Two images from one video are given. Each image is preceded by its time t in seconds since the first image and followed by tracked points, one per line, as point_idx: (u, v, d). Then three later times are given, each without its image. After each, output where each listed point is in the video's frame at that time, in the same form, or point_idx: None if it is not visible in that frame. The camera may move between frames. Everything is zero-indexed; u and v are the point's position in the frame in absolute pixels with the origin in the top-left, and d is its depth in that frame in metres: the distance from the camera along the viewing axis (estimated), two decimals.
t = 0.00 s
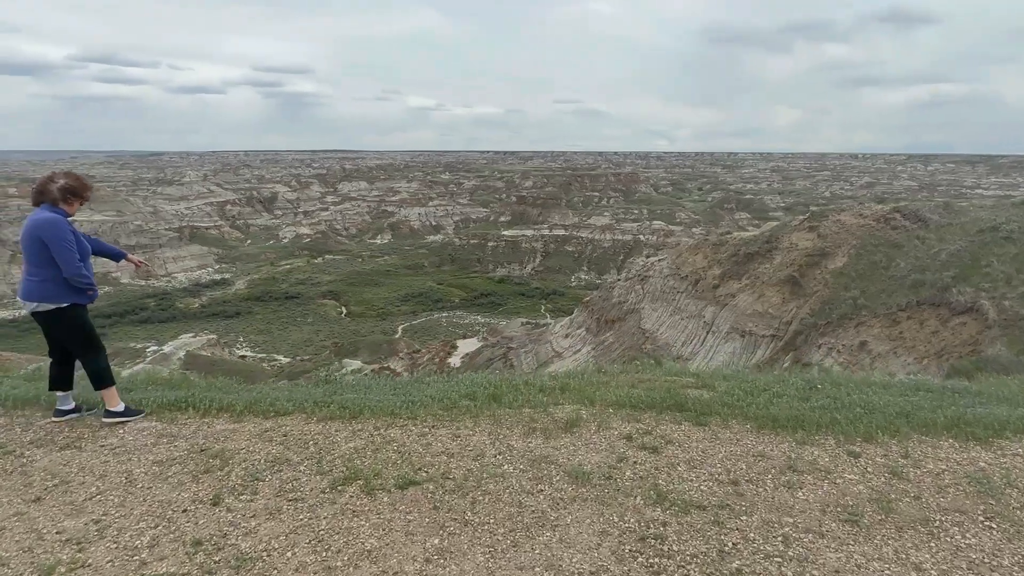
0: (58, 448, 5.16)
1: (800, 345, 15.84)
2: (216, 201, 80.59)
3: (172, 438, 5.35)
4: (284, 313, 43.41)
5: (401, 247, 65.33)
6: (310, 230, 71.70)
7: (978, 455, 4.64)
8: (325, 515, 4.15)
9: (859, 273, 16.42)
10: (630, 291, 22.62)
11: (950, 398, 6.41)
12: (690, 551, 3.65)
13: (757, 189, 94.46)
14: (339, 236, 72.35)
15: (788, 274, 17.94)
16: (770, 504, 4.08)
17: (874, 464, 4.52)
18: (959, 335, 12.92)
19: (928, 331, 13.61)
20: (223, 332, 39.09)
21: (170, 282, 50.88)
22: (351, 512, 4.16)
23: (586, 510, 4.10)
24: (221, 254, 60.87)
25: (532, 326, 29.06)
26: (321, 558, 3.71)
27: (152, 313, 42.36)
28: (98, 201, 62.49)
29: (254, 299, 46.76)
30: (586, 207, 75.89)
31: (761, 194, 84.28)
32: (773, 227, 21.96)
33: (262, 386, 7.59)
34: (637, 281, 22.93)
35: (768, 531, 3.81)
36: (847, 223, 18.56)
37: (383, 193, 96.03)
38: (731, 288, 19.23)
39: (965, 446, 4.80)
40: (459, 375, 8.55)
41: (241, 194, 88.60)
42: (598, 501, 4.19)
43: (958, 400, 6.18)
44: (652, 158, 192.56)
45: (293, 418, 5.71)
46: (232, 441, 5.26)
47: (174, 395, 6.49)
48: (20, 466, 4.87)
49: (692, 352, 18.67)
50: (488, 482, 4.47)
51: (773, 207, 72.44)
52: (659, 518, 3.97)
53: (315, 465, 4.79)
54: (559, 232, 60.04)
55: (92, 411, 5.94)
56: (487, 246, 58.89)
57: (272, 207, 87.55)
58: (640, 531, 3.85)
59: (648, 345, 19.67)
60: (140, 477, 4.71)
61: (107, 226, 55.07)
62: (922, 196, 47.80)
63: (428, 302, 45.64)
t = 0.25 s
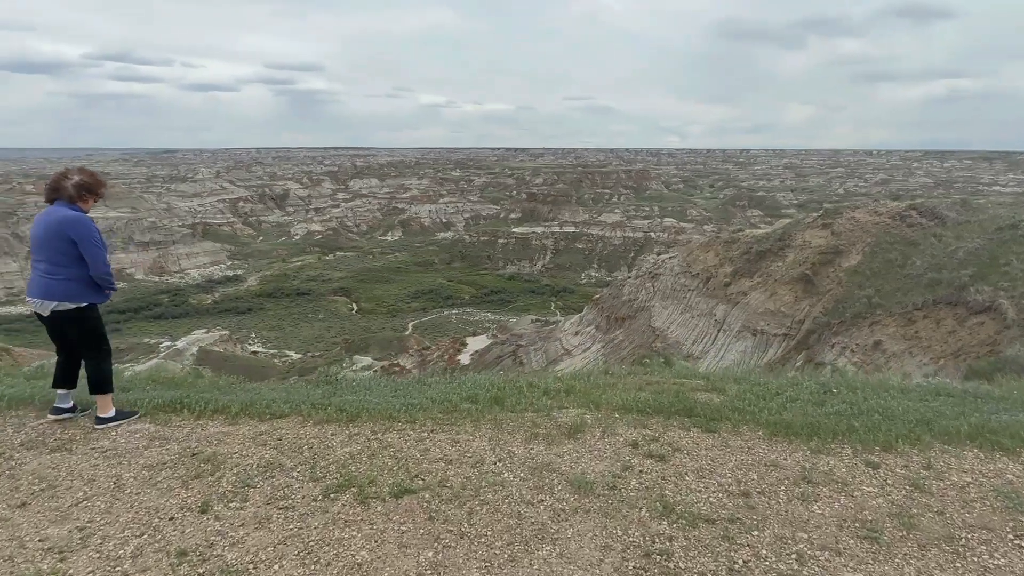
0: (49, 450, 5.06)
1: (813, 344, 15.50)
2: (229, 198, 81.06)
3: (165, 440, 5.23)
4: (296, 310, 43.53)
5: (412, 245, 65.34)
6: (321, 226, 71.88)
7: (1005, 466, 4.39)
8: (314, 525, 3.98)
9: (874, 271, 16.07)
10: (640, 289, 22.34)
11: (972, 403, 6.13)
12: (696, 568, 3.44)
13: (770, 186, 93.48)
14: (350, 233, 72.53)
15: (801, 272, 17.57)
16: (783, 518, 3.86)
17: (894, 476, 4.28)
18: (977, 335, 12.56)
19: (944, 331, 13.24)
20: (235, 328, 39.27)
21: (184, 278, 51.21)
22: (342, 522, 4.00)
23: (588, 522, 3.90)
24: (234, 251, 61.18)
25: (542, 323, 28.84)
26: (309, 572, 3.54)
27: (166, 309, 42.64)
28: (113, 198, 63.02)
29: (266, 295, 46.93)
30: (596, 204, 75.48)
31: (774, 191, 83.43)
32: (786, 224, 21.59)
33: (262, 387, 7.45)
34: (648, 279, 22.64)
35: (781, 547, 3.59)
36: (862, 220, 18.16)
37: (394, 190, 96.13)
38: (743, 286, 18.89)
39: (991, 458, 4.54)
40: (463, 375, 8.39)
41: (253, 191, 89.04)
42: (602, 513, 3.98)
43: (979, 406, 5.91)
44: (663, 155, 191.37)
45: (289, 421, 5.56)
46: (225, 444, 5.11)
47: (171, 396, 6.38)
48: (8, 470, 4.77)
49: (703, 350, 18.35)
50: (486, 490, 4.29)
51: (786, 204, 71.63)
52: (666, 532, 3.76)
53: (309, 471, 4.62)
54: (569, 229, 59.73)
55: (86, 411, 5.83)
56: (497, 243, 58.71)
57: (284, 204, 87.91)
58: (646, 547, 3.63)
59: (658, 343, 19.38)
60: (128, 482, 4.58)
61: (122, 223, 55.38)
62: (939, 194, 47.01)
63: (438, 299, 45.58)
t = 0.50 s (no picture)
0: (28, 454, 4.89)
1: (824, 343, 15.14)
2: (238, 195, 81.27)
3: (148, 444, 5.04)
4: (304, 306, 43.51)
5: (420, 241, 65.20)
6: (330, 223, 71.89)
7: None
8: (294, 538, 3.76)
9: (886, 269, 15.71)
10: (648, 286, 22.02)
11: (992, 409, 5.83)
12: None
13: (780, 182, 92.56)
14: (359, 229, 72.50)
15: (811, 270, 17.19)
16: (792, 534, 3.62)
17: (912, 489, 4.02)
18: (993, 335, 12.22)
19: (959, 330, 12.90)
20: (244, 324, 39.31)
21: (194, 274, 51.35)
22: (323, 535, 3.79)
23: (584, 537, 3.66)
24: (243, 247, 61.28)
25: (550, 320, 28.56)
26: None
27: (176, 305, 42.74)
28: (125, 194, 63.28)
29: (274, 291, 46.95)
30: (605, 200, 75.04)
31: (784, 188, 82.64)
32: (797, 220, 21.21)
33: (254, 388, 7.26)
34: (656, 276, 22.31)
35: (790, 567, 3.34)
36: (874, 217, 17.76)
37: (402, 187, 96.03)
38: (753, 284, 18.55)
39: (1014, 470, 4.26)
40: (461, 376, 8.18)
41: (263, 188, 89.19)
42: (598, 528, 3.74)
43: (999, 412, 5.62)
44: (672, 152, 190.07)
45: (278, 424, 5.36)
46: (209, 450, 4.91)
47: (159, 397, 6.21)
48: None
49: (711, 348, 18.02)
50: (477, 502, 4.06)
51: (797, 200, 70.84)
52: (666, 550, 3.52)
53: (294, 478, 4.43)
54: (577, 226, 59.37)
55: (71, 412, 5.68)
56: (505, 240, 58.44)
57: (293, 201, 88.00)
58: (644, 566, 3.40)
59: (666, 341, 19.06)
60: (105, 489, 4.39)
61: (133, 219, 55.28)
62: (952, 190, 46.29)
63: (446, 295, 45.41)
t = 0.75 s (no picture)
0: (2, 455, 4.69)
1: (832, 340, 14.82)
2: (245, 190, 81.27)
3: (126, 445, 4.84)
4: (310, 301, 43.46)
5: (425, 237, 65.01)
6: (336, 219, 71.80)
7: None
8: (269, 548, 3.54)
9: (895, 265, 15.37)
10: (653, 282, 21.73)
11: (1011, 411, 5.56)
12: None
13: (787, 178, 91.85)
14: (365, 225, 72.39)
15: (818, 266, 16.86)
16: (802, 548, 3.36)
17: (930, 499, 3.76)
18: (1004, 332, 11.92)
19: (969, 328, 12.60)
20: (251, 319, 39.32)
21: (201, 270, 51.40)
22: (301, 544, 3.56)
23: (578, 549, 3.43)
24: (250, 243, 61.29)
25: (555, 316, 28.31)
26: None
27: (183, 300, 42.80)
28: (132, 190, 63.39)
29: (280, 286, 46.85)
30: (611, 196, 74.60)
31: (791, 184, 81.94)
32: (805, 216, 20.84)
33: (245, 387, 7.06)
34: (661, 272, 22.00)
35: None
36: (883, 213, 17.39)
37: (408, 182, 95.83)
38: (759, 280, 18.22)
39: None
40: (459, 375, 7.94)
41: (269, 183, 89.18)
42: (593, 540, 3.50)
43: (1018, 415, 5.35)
44: (678, 147, 188.94)
45: (262, 424, 5.15)
46: (188, 452, 4.70)
47: (145, 396, 6.02)
48: None
49: (717, 345, 17.72)
50: (466, 509, 3.83)
51: (804, 196, 70.29)
52: (665, 564, 3.28)
53: (274, 481, 4.20)
54: (583, 222, 58.99)
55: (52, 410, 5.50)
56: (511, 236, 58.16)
57: (299, 196, 87.95)
58: None
59: (671, 338, 18.78)
60: (78, 493, 4.18)
61: (140, 215, 54.63)
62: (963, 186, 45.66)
63: (451, 291, 45.21)
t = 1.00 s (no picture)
0: None
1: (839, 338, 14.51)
2: (250, 186, 81.16)
3: (107, 454, 4.60)
4: (315, 297, 43.31)
5: (429, 232, 64.75)
6: (340, 214, 71.62)
7: None
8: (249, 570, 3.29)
9: (903, 261, 15.05)
10: (658, 278, 21.42)
11: None
12: None
13: (792, 174, 91.18)
14: (369, 221, 72.19)
15: (825, 262, 16.52)
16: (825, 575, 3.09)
17: (961, 519, 3.48)
18: (1014, 330, 11.66)
19: (979, 325, 12.34)
20: (255, 315, 39.21)
21: (205, 265, 51.29)
22: (284, 566, 3.32)
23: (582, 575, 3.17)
24: (254, 238, 61.14)
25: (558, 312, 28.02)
26: None
27: (188, 295, 42.69)
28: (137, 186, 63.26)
29: (285, 282, 46.70)
30: (615, 192, 74.17)
31: (797, 179, 81.37)
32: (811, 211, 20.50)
33: (237, 390, 6.82)
34: (666, 269, 21.68)
35: None
36: (890, 209, 17.03)
37: (412, 178, 95.53)
38: (765, 276, 17.89)
39: None
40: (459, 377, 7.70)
41: (274, 179, 88.97)
42: (597, 563, 3.24)
43: None
44: (684, 143, 187.95)
45: (250, 431, 4.91)
46: (170, 462, 4.46)
47: (130, 400, 5.78)
48: None
49: (722, 343, 17.40)
50: (461, 527, 3.58)
51: (809, 192, 69.76)
52: None
53: (259, 494, 3.97)
54: (587, 217, 58.63)
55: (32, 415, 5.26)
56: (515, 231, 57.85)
57: (303, 191, 87.73)
58: None
59: (675, 334, 18.46)
60: (52, 506, 3.94)
61: (146, 211, 54.68)
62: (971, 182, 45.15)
63: (455, 287, 44.97)
